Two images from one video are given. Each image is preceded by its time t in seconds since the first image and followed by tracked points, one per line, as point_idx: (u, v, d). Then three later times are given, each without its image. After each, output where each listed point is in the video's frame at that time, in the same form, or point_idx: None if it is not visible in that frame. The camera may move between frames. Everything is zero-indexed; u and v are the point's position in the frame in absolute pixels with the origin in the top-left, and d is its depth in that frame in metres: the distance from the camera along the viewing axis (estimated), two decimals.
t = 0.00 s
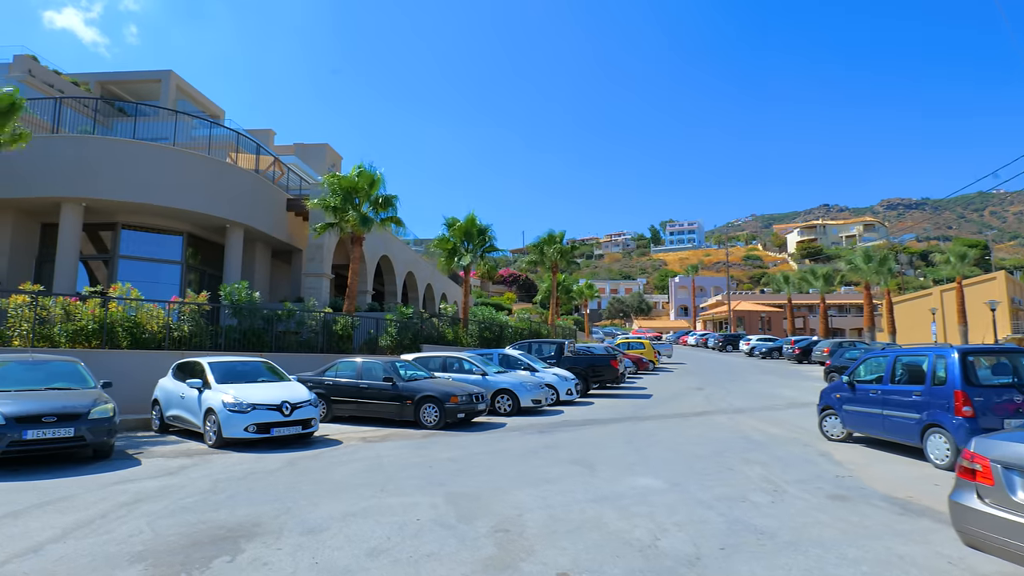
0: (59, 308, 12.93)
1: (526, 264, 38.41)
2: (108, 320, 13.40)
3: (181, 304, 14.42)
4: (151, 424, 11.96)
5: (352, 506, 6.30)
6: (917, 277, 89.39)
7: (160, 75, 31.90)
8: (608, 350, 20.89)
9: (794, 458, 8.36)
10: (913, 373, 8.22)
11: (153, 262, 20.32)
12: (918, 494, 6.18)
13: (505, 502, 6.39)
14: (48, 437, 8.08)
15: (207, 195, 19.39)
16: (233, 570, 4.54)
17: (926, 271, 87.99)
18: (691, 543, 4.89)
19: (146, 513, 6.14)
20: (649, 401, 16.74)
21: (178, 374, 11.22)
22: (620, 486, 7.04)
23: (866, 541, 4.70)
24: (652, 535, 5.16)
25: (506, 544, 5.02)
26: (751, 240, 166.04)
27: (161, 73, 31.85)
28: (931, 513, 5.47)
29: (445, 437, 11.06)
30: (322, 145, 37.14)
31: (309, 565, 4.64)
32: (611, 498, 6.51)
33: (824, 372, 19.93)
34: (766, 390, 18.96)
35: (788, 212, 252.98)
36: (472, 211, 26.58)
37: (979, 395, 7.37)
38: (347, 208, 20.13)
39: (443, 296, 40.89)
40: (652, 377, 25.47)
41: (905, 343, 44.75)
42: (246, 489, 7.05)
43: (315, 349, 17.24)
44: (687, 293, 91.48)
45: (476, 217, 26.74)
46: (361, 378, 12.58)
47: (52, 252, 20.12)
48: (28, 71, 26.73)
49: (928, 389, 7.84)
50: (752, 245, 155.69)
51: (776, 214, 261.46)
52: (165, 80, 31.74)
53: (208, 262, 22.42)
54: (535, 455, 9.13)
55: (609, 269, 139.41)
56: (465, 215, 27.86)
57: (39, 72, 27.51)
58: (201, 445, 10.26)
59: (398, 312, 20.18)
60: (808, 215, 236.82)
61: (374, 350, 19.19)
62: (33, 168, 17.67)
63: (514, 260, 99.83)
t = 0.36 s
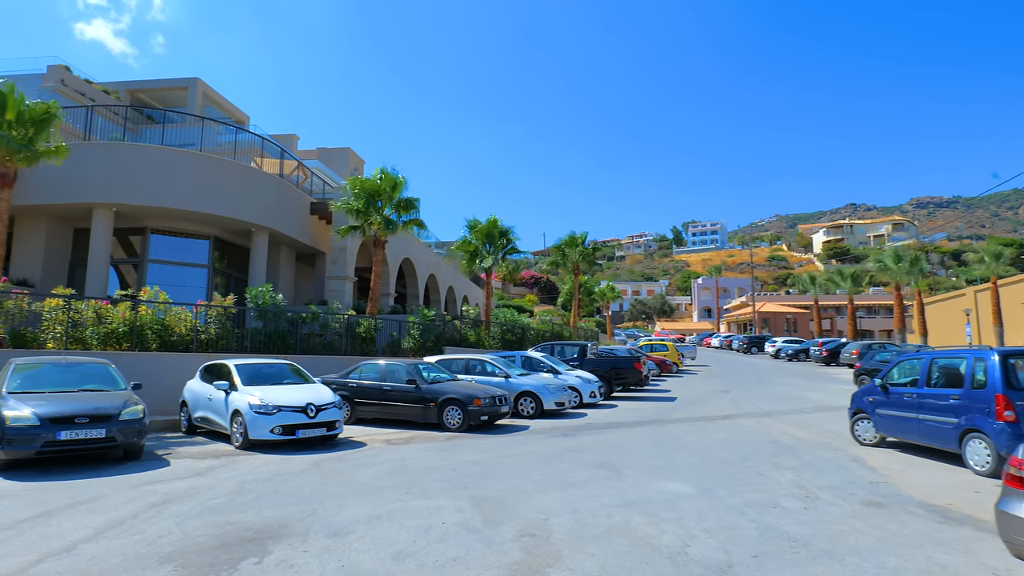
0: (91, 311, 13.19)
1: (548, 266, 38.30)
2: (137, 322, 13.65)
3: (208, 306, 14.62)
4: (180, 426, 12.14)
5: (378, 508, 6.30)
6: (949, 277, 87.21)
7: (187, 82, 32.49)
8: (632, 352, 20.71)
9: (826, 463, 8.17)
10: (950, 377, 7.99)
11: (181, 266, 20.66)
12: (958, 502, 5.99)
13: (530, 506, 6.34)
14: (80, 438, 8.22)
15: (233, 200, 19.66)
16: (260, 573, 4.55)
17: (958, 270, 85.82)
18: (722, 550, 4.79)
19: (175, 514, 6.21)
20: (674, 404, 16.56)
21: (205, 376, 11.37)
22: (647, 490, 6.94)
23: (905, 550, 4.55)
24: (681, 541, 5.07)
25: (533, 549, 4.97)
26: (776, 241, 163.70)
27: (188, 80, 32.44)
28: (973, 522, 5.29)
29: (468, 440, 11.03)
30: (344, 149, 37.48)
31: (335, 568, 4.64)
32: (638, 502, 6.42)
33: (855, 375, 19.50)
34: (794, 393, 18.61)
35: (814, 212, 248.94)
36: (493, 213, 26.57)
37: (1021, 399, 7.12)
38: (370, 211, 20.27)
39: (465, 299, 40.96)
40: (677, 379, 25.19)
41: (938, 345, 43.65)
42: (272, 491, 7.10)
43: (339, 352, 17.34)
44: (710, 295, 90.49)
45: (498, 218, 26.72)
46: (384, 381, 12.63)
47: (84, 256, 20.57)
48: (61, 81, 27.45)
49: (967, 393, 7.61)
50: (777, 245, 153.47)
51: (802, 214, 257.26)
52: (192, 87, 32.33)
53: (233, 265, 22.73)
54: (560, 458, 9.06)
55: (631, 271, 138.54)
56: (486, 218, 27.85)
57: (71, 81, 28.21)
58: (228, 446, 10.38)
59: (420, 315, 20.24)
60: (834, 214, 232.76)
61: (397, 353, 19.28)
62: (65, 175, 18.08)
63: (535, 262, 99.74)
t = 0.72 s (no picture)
0: (131, 314, 13.56)
1: (576, 267, 38.14)
2: (175, 325, 13.99)
3: (242, 310, 14.91)
4: (215, 427, 12.39)
5: (409, 510, 6.34)
6: (993, 276, 84.24)
7: (220, 90, 33.27)
8: (662, 353, 20.47)
9: (865, 468, 7.95)
10: (997, 380, 7.71)
11: (216, 270, 21.12)
12: (1007, 510, 5.76)
13: (562, 509, 6.30)
14: (121, 438, 8.45)
15: (266, 205, 20.05)
16: (295, 573, 4.61)
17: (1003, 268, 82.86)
18: (758, 557, 4.69)
19: (212, 513, 6.33)
20: (705, 406, 16.32)
21: (240, 378, 11.59)
22: (680, 495, 6.84)
23: (951, 561, 4.39)
24: (716, 547, 4.98)
25: (565, 553, 4.94)
26: (809, 240, 160.37)
27: (221, 89, 33.21)
28: None
29: (498, 442, 11.02)
30: (373, 153, 37.91)
31: (368, 569, 4.68)
32: (670, 507, 6.33)
33: (894, 377, 18.95)
34: (831, 396, 18.15)
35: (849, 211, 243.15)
36: (521, 215, 26.54)
37: None
38: (399, 215, 20.45)
39: (493, 301, 41.00)
40: (708, 382, 24.83)
41: (982, 347, 42.18)
42: (305, 492, 7.19)
43: (369, 354, 17.48)
44: (742, 295, 88.99)
45: (525, 220, 26.70)
46: (414, 383, 12.70)
47: (124, 262, 21.16)
48: (101, 92, 28.34)
49: (1016, 397, 7.33)
50: (810, 245, 150.32)
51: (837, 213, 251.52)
52: (225, 96, 33.07)
53: (266, 269, 23.16)
54: (590, 461, 8.99)
55: (660, 271, 137.15)
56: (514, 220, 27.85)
57: (111, 92, 29.13)
58: (262, 446, 10.55)
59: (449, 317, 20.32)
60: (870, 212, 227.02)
61: (426, 355, 19.37)
62: (106, 183, 18.61)
63: (563, 264, 99.53)
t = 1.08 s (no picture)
0: (173, 317, 13.95)
1: (608, 268, 37.87)
2: (214, 328, 14.34)
3: (279, 313, 15.20)
4: (253, 427, 12.65)
5: (442, 511, 6.36)
6: None
7: (256, 98, 34.03)
8: (696, 355, 20.16)
9: (911, 473, 7.68)
10: None
11: (253, 274, 21.59)
12: None
13: (595, 512, 6.24)
14: (164, 438, 8.70)
15: (301, 209, 20.43)
16: (331, 572, 4.66)
17: None
18: (799, 564, 4.57)
19: (251, 512, 6.46)
20: (742, 409, 16.01)
21: (277, 380, 11.81)
22: (716, 499, 6.72)
23: (1006, 572, 4.20)
24: (754, 553, 4.87)
25: (599, 557, 4.89)
26: (849, 238, 156.21)
27: (257, 97, 33.97)
28: None
29: (530, 444, 11.00)
30: (405, 157, 38.30)
31: (403, 570, 4.70)
32: (707, 511, 6.22)
33: (941, 379, 18.31)
34: (873, 398, 17.62)
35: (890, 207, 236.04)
36: (552, 216, 26.50)
37: None
38: (431, 218, 20.62)
39: (525, 303, 40.99)
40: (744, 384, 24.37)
41: None
42: (341, 492, 7.27)
43: (402, 356, 17.64)
44: (779, 295, 87.18)
45: (556, 221, 26.64)
46: (446, 384, 12.76)
47: (166, 267, 21.80)
48: (143, 103, 29.29)
49: None
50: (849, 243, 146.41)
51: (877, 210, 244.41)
52: (261, 103, 33.84)
53: (301, 273, 23.59)
54: (624, 463, 8.90)
55: (693, 271, 135.27)
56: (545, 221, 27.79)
57: (153, 102, 30.07)
58: (299, 447, 10.73)
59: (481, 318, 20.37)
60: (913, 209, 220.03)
61: (458, 356, 19.44)
62: (148, 191, 19.19)
63: (594, 265, 99.07)
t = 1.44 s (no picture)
0: (215, 320, 14.34)
1: (643, 269, 37.48)
2: (255, 331, 14.68)
3: (317, 315, 15.49)
4: (293, 428, 12.90)
5: (478, 513, 6.38)
6: None
7: (293, 105, 34.78)
8: (734, 356, 19.80)
9: (963, 479, 7.39)
10: None
11: (292, 278, 22.05)
12: None
13: (633, 515, 6.17)
14: (208, 439, 8.93)
15: (337, 213, 20.78)
16: (370, 572, 4.71)
17: None
18: (844, 571, 4.43)
19: (292, 512, 6.58)
20: (783, 411, 15.65)
21: (315, 381, 12.02)
22: (757, 503, 6.57)
23: None
24: (798, 559, 4.74)
25: (637, 561, 4.83)
26: (893, 235, 151.31)
27: (294, 104, 34.72)
28: None
29: (566, 446, 10.95)
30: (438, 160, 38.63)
31: (440, 571, 4.72)
32: (747, 516, 6.09)
33: (995, 380, 17.55)
34: (922, 400, 16.99)
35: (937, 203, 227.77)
36: (586, 216, 26.35)
37: None
38: (464, 220, 20.74)
39: (559, 304, 40.89)
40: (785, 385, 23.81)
41: None
42: (379, 492, 7.35)
43: (437, 357, 17.77)
44: (820, 295, 84.98)
45: (590, 221, 26.49)
46: (481, 386, 12.80)
47: (208, 271, 22.42)
48: (186, 112, 30.22)
49: None
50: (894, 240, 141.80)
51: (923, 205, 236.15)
52: (298, 110, 34.57)
53: (338, 276, 23.98)
54: (661, 466, 8.77)
55: (730, 271, 132.90)
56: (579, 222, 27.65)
57: (196, 112, 31.00)
58: (337, 448, 10.89)
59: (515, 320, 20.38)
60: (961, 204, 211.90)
61: (493, 358, 19.48)
62: (191, 197, 19.76)
63: (629, 265, 98.24)
